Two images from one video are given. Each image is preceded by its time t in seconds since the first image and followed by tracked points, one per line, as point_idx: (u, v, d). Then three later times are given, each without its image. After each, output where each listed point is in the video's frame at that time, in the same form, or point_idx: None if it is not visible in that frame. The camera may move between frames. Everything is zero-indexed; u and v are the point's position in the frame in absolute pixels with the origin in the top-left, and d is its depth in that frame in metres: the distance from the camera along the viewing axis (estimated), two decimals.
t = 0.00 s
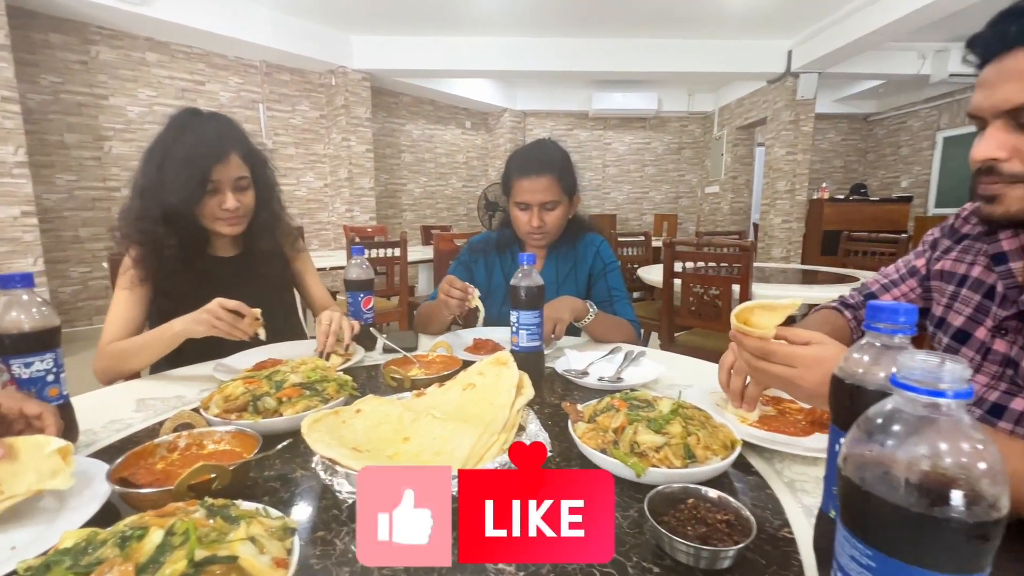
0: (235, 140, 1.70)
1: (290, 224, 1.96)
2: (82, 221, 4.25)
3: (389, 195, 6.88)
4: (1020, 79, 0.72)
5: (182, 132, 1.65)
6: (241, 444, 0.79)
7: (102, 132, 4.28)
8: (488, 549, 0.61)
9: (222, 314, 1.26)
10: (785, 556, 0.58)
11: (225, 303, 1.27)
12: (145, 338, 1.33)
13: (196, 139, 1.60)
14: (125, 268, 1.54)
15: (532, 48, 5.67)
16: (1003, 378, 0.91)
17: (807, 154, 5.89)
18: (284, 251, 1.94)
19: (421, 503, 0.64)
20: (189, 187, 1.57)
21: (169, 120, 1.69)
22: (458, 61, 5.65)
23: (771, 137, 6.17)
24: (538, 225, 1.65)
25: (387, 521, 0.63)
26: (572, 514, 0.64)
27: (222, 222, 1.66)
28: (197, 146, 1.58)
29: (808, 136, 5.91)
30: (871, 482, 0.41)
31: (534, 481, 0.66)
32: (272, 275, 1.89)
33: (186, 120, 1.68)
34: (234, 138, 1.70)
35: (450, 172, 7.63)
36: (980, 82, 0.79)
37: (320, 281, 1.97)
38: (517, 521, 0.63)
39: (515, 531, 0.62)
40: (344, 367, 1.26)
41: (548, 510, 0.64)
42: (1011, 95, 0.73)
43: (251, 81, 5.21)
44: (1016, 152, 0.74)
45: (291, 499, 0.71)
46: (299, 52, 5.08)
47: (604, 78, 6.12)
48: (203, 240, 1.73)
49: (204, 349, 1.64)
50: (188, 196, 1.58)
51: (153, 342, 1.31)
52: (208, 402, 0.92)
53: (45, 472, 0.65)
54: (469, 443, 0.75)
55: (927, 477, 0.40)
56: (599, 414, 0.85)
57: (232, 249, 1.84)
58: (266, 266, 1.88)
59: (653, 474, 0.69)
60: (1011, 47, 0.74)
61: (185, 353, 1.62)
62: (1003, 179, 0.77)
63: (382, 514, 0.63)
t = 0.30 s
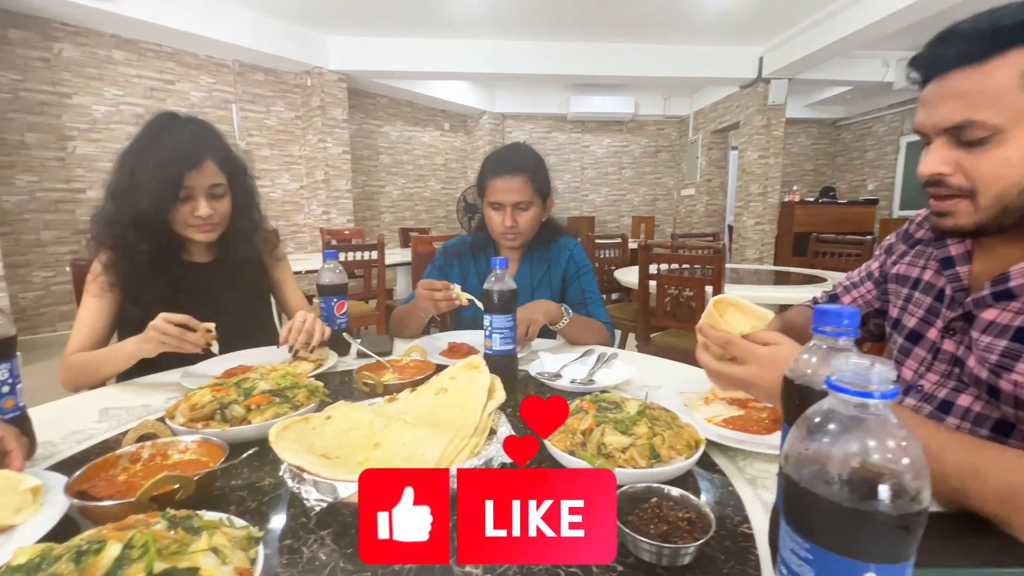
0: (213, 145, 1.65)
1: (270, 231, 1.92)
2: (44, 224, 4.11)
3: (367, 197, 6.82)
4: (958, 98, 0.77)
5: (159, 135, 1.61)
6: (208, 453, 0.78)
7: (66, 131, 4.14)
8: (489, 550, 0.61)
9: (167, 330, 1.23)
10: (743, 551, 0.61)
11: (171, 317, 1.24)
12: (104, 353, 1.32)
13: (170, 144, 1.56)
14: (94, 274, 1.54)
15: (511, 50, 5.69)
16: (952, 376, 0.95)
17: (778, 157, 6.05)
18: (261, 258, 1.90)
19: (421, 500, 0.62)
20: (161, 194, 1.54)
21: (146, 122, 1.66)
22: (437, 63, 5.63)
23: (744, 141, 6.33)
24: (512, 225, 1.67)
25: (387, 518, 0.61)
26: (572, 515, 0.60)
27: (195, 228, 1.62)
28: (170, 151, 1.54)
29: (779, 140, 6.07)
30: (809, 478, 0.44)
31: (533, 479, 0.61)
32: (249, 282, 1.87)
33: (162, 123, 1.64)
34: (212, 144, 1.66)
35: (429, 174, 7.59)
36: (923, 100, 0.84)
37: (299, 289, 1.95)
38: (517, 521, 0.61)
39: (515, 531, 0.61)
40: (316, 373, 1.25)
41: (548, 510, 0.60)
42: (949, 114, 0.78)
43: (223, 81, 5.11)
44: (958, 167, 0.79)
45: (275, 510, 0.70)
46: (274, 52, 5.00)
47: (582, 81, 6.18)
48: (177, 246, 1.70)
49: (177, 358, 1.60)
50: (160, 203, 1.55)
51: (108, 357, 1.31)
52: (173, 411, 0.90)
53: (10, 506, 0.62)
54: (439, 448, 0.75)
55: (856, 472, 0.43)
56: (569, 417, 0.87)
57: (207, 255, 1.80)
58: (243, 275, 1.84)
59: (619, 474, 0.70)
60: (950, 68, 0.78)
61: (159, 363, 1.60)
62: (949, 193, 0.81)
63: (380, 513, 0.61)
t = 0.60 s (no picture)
0: (198, 154, 1.63)
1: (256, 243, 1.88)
2: (8, 227, 3.97)
3: (346, 200, 6.75)
4: (899, 108, 0.82)
5: (143, 141, 1.59)
6: (174, 462, 0.77)
7: (31, 131, 4.00)
8: (488, 549, 0.62)
9: (142, 337, 1.20)
10: (706, 547, 0.63)
11: (149, 327, 1.21)
12: (75, 356, 1.30)
13: (153, 151, 1.54)
14: (67, 277, 1.51)
15: (491, 53, 5.71)
16: (909, 373, 0.98)
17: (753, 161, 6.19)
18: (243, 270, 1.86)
19: (420, 500, 0.65)
20: (139, 199, 1.51)
21: (135, 127, 1.64)
22: (417, 65, 5.62)
23: (720, 145, 6.45)
24: (487, 226, 1.68)
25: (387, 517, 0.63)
26: (572, 515, 0.61)
27: (170, 236, 1.58)
28: (152, 157, 1.51)
29: (753, 144, 6.21)
30: (753, 474, 0.45)
31: (529, 478, 0.63)
32: (229, 293, 1.82)
33: (151, 129, 1.63)
34: (197, 152, 1.63)
35: (410, 176, 7.55)
36: (872, 111, 0.89)
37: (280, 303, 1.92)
38: (517, 521, 0.62)
39: (515, 531, 0.62)
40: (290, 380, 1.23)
41: (547, 510, 0.62)
42: (893, 122, 0.83)
43: (197, 81, 5.01)
44: (905, 172, 0.83)
45: (245, 520, 0.69)
46: (249, 53, 4.93)
47: (562, 85, 6.23)
48: (155, 252, 1.66)
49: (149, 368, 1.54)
50: (137, 207, 1.52)
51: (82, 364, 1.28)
52: (140, 420, 0.88)
53: None
54: (411, 452, 0.76)
55: (800, 464, 0.46)
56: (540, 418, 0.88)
57: (187, 261, 1.76)
58: (223, 287, 1.80)
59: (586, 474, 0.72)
60: (893, 80, 0.83)
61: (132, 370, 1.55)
62: (897, 195, 0.86)
63: (381, 513, 0.63)
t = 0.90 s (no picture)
0: (183, 160, 1.60)
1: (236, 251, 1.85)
2: None
3: (323, 202, 6.67)
4: (845, 117, 0.87)
5: (127, 145, 1.55)
6: (133, 469, 0.76)
7: None
8: (489, 550, 0.62)
9: (124, 351, 1.17)
10: (665, 540, 0.65)
11: (135, 344, 1.19)
12: (44, 362, 1.26)
13: (137, 155, 1.51)
14: (35, 276, 1.48)
15: (470, 56, 5.74)
16: (863, 370, 1.02)
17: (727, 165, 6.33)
18: (223, 277, 1.83)
19: (420, 501, 0.63)
20: (118, 203, 1.48)
21: (120, 129, 1.61)
22: (395, 66, 5.60)
23: (695, 149, 6.58)
24: (461, 229, 1.68)
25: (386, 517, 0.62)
26: (572, 515, 0.60)
27: (147, 240, 1.55)
28: (135, 161, 1.49)
29: (727, 149, 6.35)
30: (694, 467, 0.47)
31: (532, 477, 0.61)
32: (207, 300, 1.78)
33: (137, 132, 1.60)
34: (183, 158, 1.61)
35: (388, 178, 7.50)
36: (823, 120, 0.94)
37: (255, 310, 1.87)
38: (517, 522, 0.61)
39: (515, 531, 0.61)
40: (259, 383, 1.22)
41: (548, 511, 0.61)
42: (840, 131, 0.88)
43: (168, 80, 4.89)
44: (850, 179, 0.88)
45: (206, 526, 0.68)
46: (222, 52, 4.84)
47: (540, 88, 6.28)
48: (132, 254, 1.62)
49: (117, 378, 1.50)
50: (117, 210, 1.49)
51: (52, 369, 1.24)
52: (99, 426, 0.86)
53: None
54: (378, 454, 0.76)
55: (737, 454, 0.48)
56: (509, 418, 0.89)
57: (164, 265, 1.72)
58: (201, 293, 1.76)
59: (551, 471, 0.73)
60: (841, 90, 0.89)
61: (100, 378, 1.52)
62: (840, 202, 0.93)
63: (381, 513, 0.62)
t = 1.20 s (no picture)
0: (163, 166, 1.58)
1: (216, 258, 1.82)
2: None
3: (303, 206, 6.59)
4: (797, 130, 0.93)
5: (106, 151, 1.53)
6: (97, 481, 0.75)
7: None
8: (489, 550, 0.63)
9: (96, 359, 1.15)
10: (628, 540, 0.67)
11: (105, 352, 1.17)
12: (12, 363, 1.23)
13: (115, 161, 1.48)
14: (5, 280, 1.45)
15: (452, 60, 5.75)
16: (823, 371, 1.06)
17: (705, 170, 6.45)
18: (202, 285, 1.79)
19: (420, 501, 0.67)
20: (95, 209, 1.45)
21: (98, 135, 1.58)
22: (376, 71, 5.59)
23: (674, 154, 6.69)
24: (438, 237, 1.69)
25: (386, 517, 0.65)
26: (572, 515, 0.63)
27: (124, 246, 1.52)
28: (113, 168, 1.46)
29: (705, 154, 6.48)
30: (640, 468, 0.50)
31: (531, 478, 0.64)
32: (185, 308, 1.74)
33: (116, 138, 1.57)
34: (163, 165, 1.58)
35: (369, 182, 7.45)
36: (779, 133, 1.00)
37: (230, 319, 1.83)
38: (517, 522, 0.63)
39: (516, 531, 0.63)
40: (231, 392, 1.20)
41: (548, 511, 0.63)
42: (794, 142, 0.94)
43: (141, 81, 4.78)
44: (805, 189, 0.95)
45: (171, 537, 0.67)
46: (198, 53, 4.77)
47: (522, 93, 6.33)
48: (108, 260, 1.59)
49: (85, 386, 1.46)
50: (93, 216, 1.45)
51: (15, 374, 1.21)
52: (60, 438, 0.85)
53: None
54: (348, 460, 0.76)
55: (680, 455, 0.52)
56: (480, 423, 0.90)
57: (142, 272, 1.68)
58: (180, 300, 1.73)
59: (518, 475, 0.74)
60: (794, 105, 0.94)
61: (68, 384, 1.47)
62: (800, 210, 0.98)
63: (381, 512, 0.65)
